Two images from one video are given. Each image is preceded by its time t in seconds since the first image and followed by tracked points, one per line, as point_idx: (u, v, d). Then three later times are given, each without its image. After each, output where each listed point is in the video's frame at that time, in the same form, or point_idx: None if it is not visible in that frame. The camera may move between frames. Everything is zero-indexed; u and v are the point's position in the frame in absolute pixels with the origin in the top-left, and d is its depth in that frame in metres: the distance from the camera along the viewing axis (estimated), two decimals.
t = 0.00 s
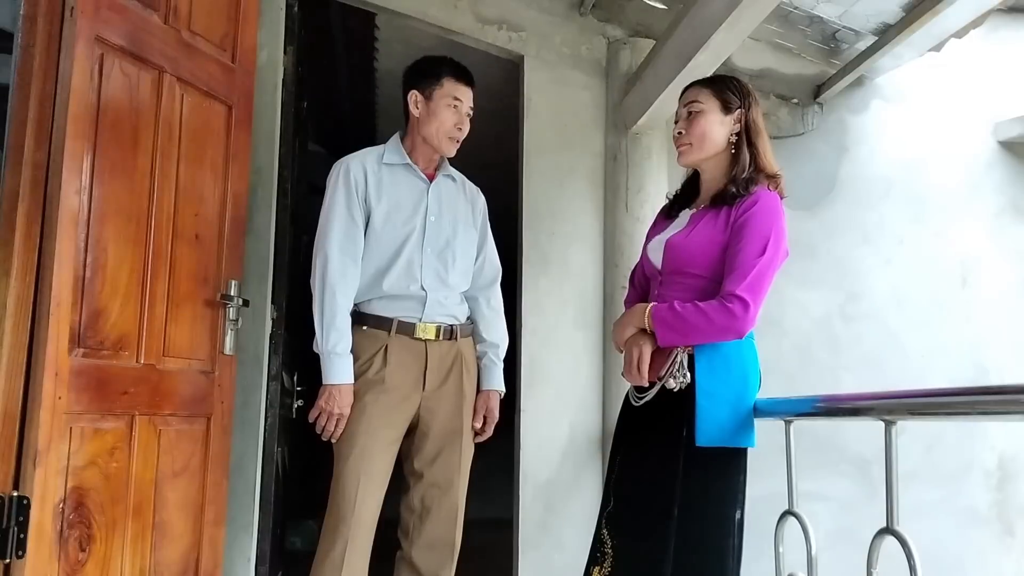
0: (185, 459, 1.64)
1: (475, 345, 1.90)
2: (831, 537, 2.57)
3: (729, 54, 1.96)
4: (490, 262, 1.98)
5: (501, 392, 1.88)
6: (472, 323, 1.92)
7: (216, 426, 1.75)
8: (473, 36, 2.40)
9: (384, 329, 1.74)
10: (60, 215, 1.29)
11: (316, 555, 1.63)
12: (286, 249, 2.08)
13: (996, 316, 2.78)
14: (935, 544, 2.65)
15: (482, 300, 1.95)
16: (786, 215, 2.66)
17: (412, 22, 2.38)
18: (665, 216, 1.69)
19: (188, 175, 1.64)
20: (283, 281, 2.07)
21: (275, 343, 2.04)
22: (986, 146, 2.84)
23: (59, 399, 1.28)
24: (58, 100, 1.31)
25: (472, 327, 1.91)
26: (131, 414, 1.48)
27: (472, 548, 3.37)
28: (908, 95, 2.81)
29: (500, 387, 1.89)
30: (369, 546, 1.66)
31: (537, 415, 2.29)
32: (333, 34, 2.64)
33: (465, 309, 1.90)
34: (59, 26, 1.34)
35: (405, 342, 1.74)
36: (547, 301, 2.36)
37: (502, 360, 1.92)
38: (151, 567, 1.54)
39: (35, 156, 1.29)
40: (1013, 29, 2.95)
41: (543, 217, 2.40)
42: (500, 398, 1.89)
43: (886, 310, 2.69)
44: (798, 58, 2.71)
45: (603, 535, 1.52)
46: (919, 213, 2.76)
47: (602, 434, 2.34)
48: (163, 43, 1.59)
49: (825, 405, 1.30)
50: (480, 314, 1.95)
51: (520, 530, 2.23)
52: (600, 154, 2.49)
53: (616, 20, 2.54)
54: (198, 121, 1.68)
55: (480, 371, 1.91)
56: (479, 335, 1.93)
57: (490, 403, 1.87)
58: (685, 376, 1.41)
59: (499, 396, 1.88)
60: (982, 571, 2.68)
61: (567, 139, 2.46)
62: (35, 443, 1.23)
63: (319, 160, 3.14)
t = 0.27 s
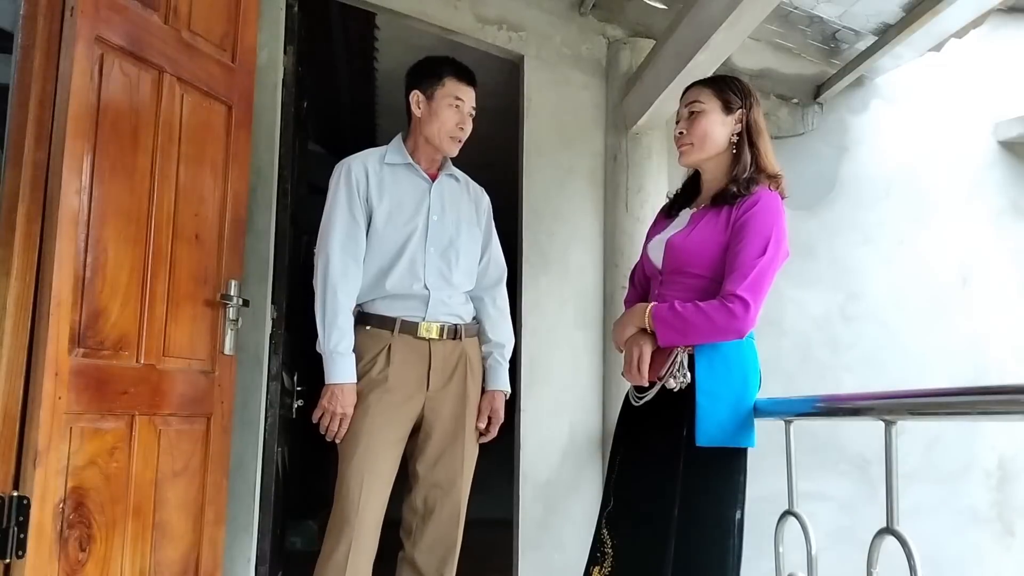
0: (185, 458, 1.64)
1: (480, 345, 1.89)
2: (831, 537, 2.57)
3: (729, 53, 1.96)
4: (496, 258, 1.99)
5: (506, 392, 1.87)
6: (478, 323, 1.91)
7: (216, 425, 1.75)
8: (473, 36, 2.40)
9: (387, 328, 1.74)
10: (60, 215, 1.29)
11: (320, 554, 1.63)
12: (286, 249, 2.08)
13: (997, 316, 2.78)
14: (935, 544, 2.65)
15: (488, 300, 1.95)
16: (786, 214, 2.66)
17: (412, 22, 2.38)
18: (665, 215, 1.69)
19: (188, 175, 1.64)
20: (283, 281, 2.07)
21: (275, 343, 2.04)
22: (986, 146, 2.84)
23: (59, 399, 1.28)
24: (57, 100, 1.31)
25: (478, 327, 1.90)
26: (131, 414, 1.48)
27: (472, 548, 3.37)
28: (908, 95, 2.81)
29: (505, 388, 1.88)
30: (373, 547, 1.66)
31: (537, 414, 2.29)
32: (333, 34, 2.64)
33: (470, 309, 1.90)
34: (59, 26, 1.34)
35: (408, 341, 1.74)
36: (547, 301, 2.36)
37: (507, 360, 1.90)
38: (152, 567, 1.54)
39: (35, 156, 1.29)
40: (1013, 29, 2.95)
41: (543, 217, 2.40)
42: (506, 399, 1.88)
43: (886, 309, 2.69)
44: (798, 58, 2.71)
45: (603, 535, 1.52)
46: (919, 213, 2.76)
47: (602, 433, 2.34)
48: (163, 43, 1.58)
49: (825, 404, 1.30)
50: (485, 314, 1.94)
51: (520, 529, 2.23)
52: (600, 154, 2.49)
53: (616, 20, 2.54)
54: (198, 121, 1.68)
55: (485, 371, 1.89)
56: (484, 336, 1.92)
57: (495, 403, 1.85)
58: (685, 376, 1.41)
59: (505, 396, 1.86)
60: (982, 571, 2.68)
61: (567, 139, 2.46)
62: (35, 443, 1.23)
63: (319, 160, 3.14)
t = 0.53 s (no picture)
0: (185, 458, 1.64)
1: (486, 345, 1.89)
2: (831, 537, 2.57)
3: (729, 53, 1.96)
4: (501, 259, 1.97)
5: (512, 392, 1.85)
6: (484, 323, 1.91)
7: (217, 426, 1.75)
8: (473, 36, 2.40)
9: (390, 328, 1.74)
10: (60, 215, 1.29)
11: (325, 554, 1.63)
12: (286, 249, 2.08)
13: (997, 316, 2.78)
14: (935, 544, 2.65)
15: (493, 300, 1.94)
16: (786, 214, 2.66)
17: (412, 22, 2.38)
18: (665, 215, 1.68)
19: (188, 175, 1.64)
20: (283, 281, 2.07)
21: (275, 343, 2.04)
22: (987, 146, 2.84)
23: (59, 399, 1.28)
24: (57, 100, 1.31)
25: (484, 327, 1.90)
26: (131, 414, 1.48)
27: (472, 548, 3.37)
28: (908, 95, 2.81)
29: (512, 388, 1.86)
30: (377, 547, 1.65)
31: (537, 414, 2.29)
32: (333, 34, 2.64)
33: (476, 310, 1.90)
34: (59, 26, 1.34)
35: (412, 341, 1.74)
36: (547, 301, 2.36)
37: (513, 360, 1.89)
38: (152, 567, 1.54)
39: (35, 156, 1.29)
40: (1014, 29, 2.95)
41: (543, 217, 2.40)
42: (513, 399, 1.86)
43: (886, 310, 2.69)
44: (798, 58, 2.71)
45: (603, 535, 1.52)
46: (919, 213, 2.76)
47: (602, 433, 2.34)
48: (163, 43, 1.58)
49: (825, 405, 1.30)
50: (491, 313, 1.93)
51: (520, 530, 2.23)
52: (600, 154, 2.49)
53: (616, 20, 2.54)
54: (198, 121, 1.68)
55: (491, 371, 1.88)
56: (491, 336, 1.91)
57: (500, 403, 1.83)
58: (685, 376, 1.41)
59: (511, 396, 1.85)
60: (982, 571, 2.68)
61: (567, 139, 2.46)
62: (34, 443, 1.23)
63: (318, 160, 3.14)
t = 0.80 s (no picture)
0: (185, 458, 1.64)
1: (491, 345, 1.88)
2: (831, 537, 2.57)
3: (729, 53, 1.96)
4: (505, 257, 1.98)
5: (517, 391, 1.84)
6: (489, 322, 1.91)
7: (217, 426, 1.75)
8: (473, 36, 2.40)
9: (391, 327, 1.74)
10: (60, 216, 1.29)
11: (328, 554, 1.63)
12: (286, 249, 2.08)
13: (997, 316, 2.78)
14: (935, 544, 2.65)
15: (498, 299, 1.94)
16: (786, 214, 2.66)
17: (412, 22, 2.38)
18: (665, 215, 1.68)
19: (188, 175, 1.64)
20: (283, 281, 2.07)
21: (275, 343, 2.04)
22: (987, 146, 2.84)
23: (59, 399, 1.28)
24: (57, 100, 1.31)
25: (490, 326, 1.90)
26: (131, 414, 1.48)
27: (472, 547, 3.37)
28: (908, 95, 2.81)
29: (516, 388, 1.85)
30: (380, 547, 1.65)
31: (537, 414, 2.29)
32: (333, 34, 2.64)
33: (482, 310, 1.90)
34: (59, 26, 1.34)
35: (414, 340, 1.74)
36: (547, 301, 2.36)
37: (519, 359, 1.89)
38: (152, 567, 1.54)
39: (35, 156, 1.29)
40: (1014, 29, 2.95)
41: (544, 217, 2.40)
42: (518, 398, 1.85)
43: (886, 310, 2.69)
44: (798, 58, 2.70)
45: (603, 535, 1.52)
46: (919, 213, 2.76)
47: (602, 433, 2.34)
48: (162, 43, 1.58)
49: (825, 405, 1.30)
50: (496, 313, 1.94)
51: (520, 530, 2.23)
52: (600, 154, 2.49)
53: (616, 20, 2.54)
54: (198, 121, 1.68)
55: (496, 371, 1.87)
56: (496, 335, 1.92)
57: (505, 403, 1.83)
58: (685, 376, 1.41)
59: (516, 396, 1.84)
60: (982, 571, 2.68)
61: (567, 139, 2.46)
62: (35, 443, 1.23)
63: (318, 160, 3.14)
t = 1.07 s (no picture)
0: (185, 458, 1.64)
1: (493, 344, 1.88)
2: (831, 537, 2.57)
3: (729, 53, 1.96)
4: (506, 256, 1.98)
5: (520, 390, 1.84)
6: (491, 322, 1.91)
7: (217, 426, 1.75)
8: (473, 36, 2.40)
9: (391, 326, 1.74)
10: (60, 216, 1.29)
11: (329, 554, 1.63)
12: (286, 249, 2.08)
13: (997, 316, 2.78)
14: (935, 544, 2.65)
15: (500, 298, 1.95)
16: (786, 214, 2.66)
17: (412, 22, 2.38)
18: (664, 215, 1.68)
19: (188, 175, 1.64)
20: (283, 281, 2.07)
21: (275, 343, 2.04)
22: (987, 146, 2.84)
23: (59, 399, 1.28)
24: (57, 100, 1.31)
25: (491, 325, 1.89)
26: (131, 414, 1.48)
27: (472, 547, 3.37)
28: (907, 95, 2.81)
29: (518, 387, 1.85)
30: (380, 547, 1.65)
31: (537, 414, 2.29)
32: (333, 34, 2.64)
33: (484, 310, 1.90)
34: (59, 26, 1.34)
35: (414, 339, 1.74)
36: (547, 301, 2.36)
37: (521, 358, 1.88)
38: (152, 567, 1.54)
39: (35, 156, 1.29)
40: (1014, 29, 2.95)
41: (544, 217, 2.40)
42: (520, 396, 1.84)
43: (886, 310, 2.69)
44: (798, 58, 2.70)
45: (603, 535, 1.52)
46: (919, 213, 2.76)
47: (602, 433, 2.34)
48: (162, 43, 1.58)
49: (825, 404, 1.30)
50: (498, 311, 1.94)
51: (520, 530, 2.23)
52: (600, 154, 2.49)
53: (616, 20, 2.54)
54: (198, 121, 1.68)
55: (499, 370, 1.87)
56: (498, 335, 1.91)
57: (507, 402, 1.82)
58: (685, 376, 1.41)
59: (519, 395, 1.83)
60: (983, 571, 2.68)
61: (567, 139, 2.46)
62: (34, 443, 1.23)
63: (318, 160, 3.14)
